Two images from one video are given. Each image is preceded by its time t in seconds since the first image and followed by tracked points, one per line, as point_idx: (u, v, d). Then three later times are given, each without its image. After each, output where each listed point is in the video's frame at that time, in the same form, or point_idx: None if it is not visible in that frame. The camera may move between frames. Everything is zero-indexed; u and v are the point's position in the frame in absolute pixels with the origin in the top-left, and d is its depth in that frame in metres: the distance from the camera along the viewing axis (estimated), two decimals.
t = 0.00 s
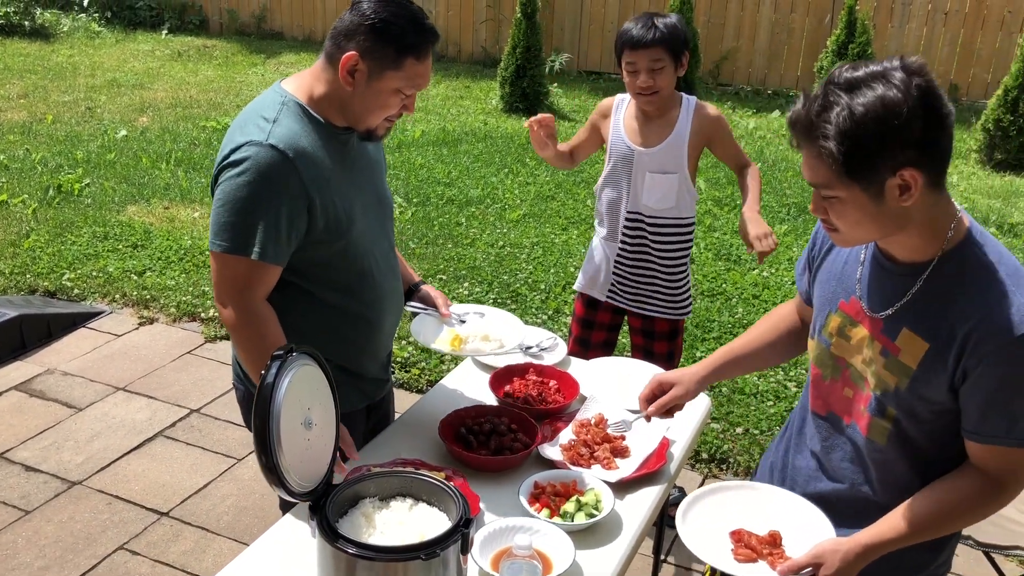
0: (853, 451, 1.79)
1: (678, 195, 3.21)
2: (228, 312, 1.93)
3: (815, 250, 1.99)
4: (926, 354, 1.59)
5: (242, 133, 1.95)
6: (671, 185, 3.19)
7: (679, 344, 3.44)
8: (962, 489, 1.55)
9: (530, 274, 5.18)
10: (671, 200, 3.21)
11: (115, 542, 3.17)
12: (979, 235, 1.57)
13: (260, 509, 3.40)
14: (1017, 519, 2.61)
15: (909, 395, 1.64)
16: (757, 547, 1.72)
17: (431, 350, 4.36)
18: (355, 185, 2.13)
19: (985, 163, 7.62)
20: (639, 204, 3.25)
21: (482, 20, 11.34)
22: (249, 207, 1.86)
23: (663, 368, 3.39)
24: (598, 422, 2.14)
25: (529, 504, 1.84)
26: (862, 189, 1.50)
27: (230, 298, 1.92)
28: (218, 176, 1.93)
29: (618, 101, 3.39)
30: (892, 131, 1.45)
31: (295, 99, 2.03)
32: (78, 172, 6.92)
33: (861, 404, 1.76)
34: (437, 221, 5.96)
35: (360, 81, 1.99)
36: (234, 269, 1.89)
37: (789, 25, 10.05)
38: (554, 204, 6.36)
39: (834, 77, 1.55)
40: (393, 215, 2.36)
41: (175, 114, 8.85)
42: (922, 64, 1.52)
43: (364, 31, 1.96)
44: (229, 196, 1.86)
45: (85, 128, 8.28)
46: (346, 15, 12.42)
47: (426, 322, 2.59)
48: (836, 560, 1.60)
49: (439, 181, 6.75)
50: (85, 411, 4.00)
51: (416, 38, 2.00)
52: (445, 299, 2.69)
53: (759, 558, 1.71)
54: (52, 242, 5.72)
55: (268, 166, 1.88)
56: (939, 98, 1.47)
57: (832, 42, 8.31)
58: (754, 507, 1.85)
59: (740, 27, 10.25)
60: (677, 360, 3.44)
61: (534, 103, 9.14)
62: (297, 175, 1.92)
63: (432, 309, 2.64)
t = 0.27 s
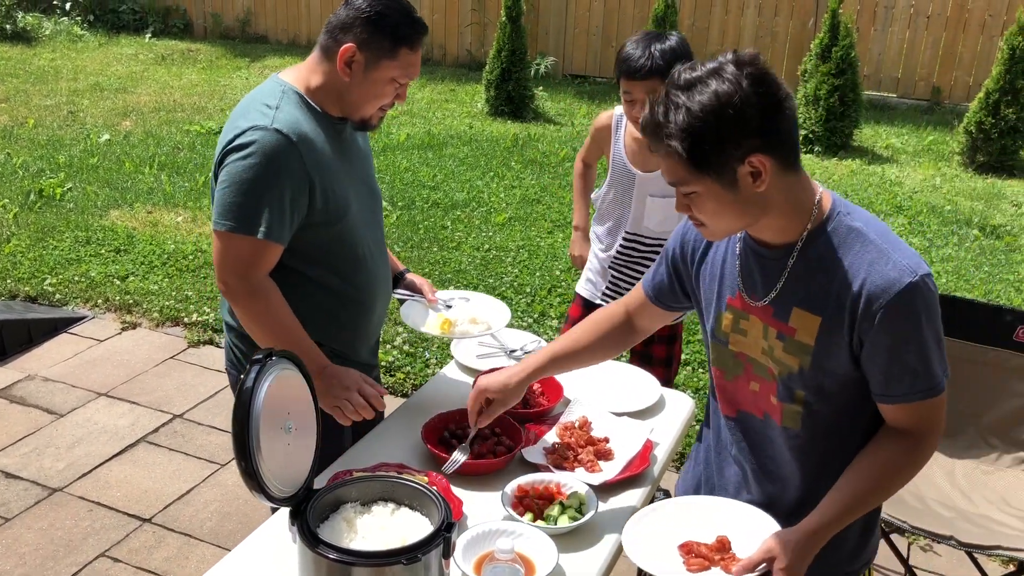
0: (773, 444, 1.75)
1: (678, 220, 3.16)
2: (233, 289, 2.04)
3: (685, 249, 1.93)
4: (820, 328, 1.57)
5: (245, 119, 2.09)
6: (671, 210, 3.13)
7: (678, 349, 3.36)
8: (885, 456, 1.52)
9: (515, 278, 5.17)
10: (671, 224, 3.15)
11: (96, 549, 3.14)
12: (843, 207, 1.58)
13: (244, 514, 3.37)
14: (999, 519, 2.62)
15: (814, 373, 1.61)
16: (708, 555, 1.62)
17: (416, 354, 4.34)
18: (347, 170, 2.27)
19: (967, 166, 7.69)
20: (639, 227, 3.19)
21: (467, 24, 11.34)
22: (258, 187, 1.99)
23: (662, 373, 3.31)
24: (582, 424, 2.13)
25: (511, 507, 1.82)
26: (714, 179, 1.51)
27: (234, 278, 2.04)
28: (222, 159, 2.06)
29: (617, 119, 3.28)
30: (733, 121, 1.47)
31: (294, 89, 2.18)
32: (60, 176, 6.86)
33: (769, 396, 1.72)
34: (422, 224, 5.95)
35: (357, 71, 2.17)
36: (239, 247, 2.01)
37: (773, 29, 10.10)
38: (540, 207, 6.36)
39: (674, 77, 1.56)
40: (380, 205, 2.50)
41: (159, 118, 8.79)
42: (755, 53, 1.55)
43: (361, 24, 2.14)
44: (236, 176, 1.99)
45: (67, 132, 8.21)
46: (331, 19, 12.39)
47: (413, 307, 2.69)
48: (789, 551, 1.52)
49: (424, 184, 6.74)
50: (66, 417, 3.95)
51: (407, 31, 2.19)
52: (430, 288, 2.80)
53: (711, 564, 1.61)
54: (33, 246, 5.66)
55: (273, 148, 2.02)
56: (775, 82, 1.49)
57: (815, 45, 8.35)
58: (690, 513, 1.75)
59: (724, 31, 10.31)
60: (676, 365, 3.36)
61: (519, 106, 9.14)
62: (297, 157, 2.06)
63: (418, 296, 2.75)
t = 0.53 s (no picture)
0: (717, 439, 1.66)
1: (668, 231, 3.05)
2: (243, 277, 2.10)
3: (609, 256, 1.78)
4: (758, 317, 1.50)
5: (242, 111, 2.14)
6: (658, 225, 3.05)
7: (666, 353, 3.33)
8: (837, 433, 1.47)
9: (502, 279, 5.16)
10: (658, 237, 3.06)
11: (80, 554, 3.10)
12: (759, 197, 1.53)
13: (230, 518, 3.34)
14: (985, 518, 2.62)
15: (756, 365, 1.54)
16: (674, 546, 1.55)
17: (403, 356, 4.32)
18: (338, 159, 2.36)
19: (952, 165, 7.74)
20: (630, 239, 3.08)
21: (454, 25, 11.32)
22: (264, 177, 2.06)
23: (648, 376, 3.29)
24: (568, 426, 2.12)
25: (497, 510, 1.82)
26: (628, 193, 1.43)
27: (245, 265, 2.10)
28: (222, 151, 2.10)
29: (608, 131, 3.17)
30: (641, 132, 1.39)
31: (287, 81, 2.25)
32: (43, 178, 6.79)
33: (712, 394, 1.62)
34: (409, 226, 5.93)
35: (348, 63, 2.27)
36: (247, 237, 2.07)
37: (759, 30, 10.14)
38: (527, 208, 6.35)
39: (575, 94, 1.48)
40: (365, 193, 2.59)
41: (144, 120, 8.73)
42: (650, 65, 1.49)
43: (349, 18, 2.24)
44: (239, 166, 2.05)
45: (51, 134, 8.13)
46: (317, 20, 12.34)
47: (397, 292, 2.87)
48: (752, 537, 1.45)
49: (411, 186, 6.72)
50: (49, 422, 3.91)
51: (394, 23, 2.30)
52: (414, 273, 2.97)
53: (677, 555, 1.54)
54: (16, 250, 5.61)
55: (275, 137, 2.08)
56: (675, 87, 1.44)
57: (801, 45, 8.39)
58: (652, 507, 1.68)
59: (710, 33, 10.35)
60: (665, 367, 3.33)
61: (506, 107, 9.14)
62: (299, 146, 2.13)
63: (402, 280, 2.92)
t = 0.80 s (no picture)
0: (697, 442, 1.65)
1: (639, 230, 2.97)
2: (247, 273, 2.11)
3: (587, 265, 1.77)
4: (733, 316, 1.49)
5: (234, 110, 2.12)
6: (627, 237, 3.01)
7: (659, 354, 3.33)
8: (820, 427, 1.47)
9: (495, 280, 5.16)
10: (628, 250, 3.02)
11: (72, 558, 3.08)
12: (727, 197, 1.52)
13: (223, 521, 3.33)
14: (978, 516, 2.63)
15: (734, 364, 1.53)
16: (656, 541, 1.54)
17: (396, 357, 4.31)
18: (326, 153, 2.37)
19: (943, 165, 7.77)
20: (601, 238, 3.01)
21: (446, 26, 11.32)
22: (263, 175, 2.06)
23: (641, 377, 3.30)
24: (562, 427, 2.12)
25: (492, 512, 1.81)
26: (592, 199, 1.43)
27: (250, 261, 2.10)
28: (218, 151, 2.09)
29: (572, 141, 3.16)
30: (605, 137, 1.39)
31: (273, 78, 2.24)
32: (34, 180, 6.76)
33: (692, 399, 1.61)
34: (402, 227, 5.92)
35: (329, 57, 2.27)
36: (253, 235, 2.07)
37: (751, 30, 10.16)
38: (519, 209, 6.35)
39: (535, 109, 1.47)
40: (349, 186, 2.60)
41: (135, 122, 8.70)
42: (610, 67, 1.48)
43: (327, 13, 2.24)
44: (239, 165, 2.05)
45: (42, 136, 8.10)
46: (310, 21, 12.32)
47: (382, 278, 3.04)
48: (735, 536, 1.45)
49: (404, 187, 6.71)
50: (41, 425, 3.89)
51: (370, 14, 2.31)
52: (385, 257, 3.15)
53: (661, 551, 1.52)
54: (7, 252, 5.58)
55: (271, 135, 2.08)
56: (637, 91, 1.44)
57: (793, 45, 8.41)
58: (634, 507, 1.68)
59: (702, 33, 10.37)
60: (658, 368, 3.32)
61: (499, 108, 9.15)
62: (294, 143, 2.13)
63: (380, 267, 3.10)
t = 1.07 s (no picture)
0: (691, 446, 1.65)
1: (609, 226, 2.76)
2: (250, 289, 2.13)
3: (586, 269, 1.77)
4: (727, 320, 1.49)
5: (219, 124, 2.10)
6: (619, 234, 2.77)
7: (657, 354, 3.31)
8: (816, 428, 1.47)
9: (493, 281, 5.16)
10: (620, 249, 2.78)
11: (72, 561, 3.08)
12: (719, 199, 1.53)
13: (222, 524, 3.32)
14: (976, 517, 2.64)
15: (728, 368, 1.52)
16: (651, 545, 1.55)
17: (394, 360, 4.31)
18: (306, 157, 2.37)
19: (940, 166, 7.78)
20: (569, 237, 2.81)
21: (443, 27, 11.32)
22: (254, 189, 2.06)
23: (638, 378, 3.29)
24: (562, 429, 2.12)
25: (492, 514, 1.81)
26: (581, 205, 1.44)
27: (250, 275, 2.11)
28: (208, 168, 2.08)
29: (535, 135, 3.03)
30: (593, 144, 1.40)
31: (254, 87, 2.22)
32: (32, 184, 6.75)
33: (686, 404, 1.60)
34: (400, 229, 5.92)
35: (306, 60, 2.27)
36: (252, 250, 2.09)
37: (748, 31, 10.17)
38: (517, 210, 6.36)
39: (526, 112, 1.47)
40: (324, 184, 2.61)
41: (133, 124, 8.70)
42: (597, 74, 1.49)
43: (302, 15, 2.24)
44: (229, 181, 2.05)
45: (40, 139, 8.09)
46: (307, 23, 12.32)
47: (359, 270, 3.06)
48: (728, 541, 1.45)
49: (402, 189, 6.71)
50: (40, 428, 3.88)
51: (345, 14, 2.31)
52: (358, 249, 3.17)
53: (654, 555, 1.53)
54: (5, 256, 5.57)
55: (260, 149, 2.07)
56: (621, 95, 1.44)
57: (790, 47, 8.43)
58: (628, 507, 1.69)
59: (700, 34, 10.38)
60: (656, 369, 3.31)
61: (496, 110, 9.15)
62: (283, 155, 2.13)
63: (356, 260, 3.12)
